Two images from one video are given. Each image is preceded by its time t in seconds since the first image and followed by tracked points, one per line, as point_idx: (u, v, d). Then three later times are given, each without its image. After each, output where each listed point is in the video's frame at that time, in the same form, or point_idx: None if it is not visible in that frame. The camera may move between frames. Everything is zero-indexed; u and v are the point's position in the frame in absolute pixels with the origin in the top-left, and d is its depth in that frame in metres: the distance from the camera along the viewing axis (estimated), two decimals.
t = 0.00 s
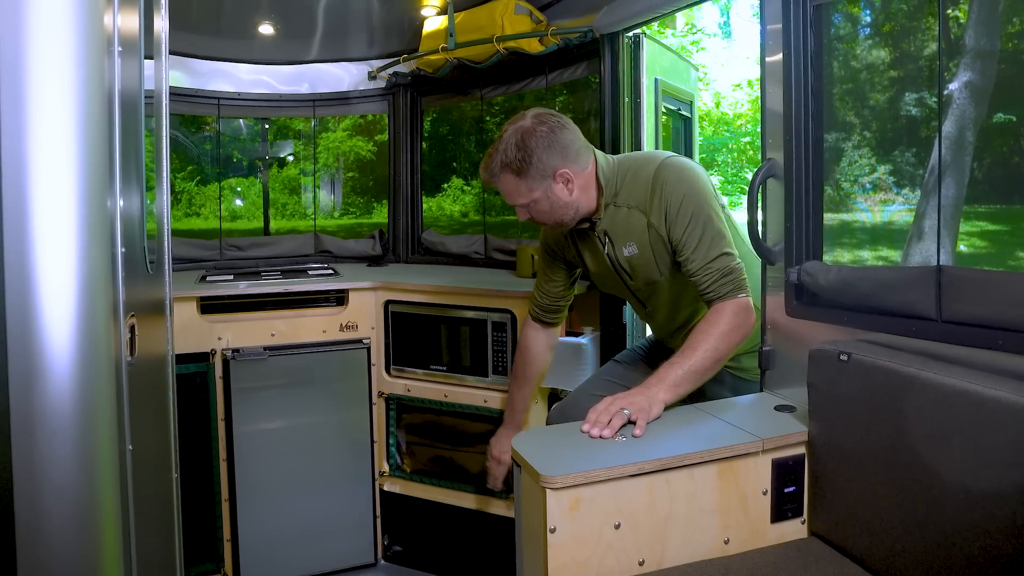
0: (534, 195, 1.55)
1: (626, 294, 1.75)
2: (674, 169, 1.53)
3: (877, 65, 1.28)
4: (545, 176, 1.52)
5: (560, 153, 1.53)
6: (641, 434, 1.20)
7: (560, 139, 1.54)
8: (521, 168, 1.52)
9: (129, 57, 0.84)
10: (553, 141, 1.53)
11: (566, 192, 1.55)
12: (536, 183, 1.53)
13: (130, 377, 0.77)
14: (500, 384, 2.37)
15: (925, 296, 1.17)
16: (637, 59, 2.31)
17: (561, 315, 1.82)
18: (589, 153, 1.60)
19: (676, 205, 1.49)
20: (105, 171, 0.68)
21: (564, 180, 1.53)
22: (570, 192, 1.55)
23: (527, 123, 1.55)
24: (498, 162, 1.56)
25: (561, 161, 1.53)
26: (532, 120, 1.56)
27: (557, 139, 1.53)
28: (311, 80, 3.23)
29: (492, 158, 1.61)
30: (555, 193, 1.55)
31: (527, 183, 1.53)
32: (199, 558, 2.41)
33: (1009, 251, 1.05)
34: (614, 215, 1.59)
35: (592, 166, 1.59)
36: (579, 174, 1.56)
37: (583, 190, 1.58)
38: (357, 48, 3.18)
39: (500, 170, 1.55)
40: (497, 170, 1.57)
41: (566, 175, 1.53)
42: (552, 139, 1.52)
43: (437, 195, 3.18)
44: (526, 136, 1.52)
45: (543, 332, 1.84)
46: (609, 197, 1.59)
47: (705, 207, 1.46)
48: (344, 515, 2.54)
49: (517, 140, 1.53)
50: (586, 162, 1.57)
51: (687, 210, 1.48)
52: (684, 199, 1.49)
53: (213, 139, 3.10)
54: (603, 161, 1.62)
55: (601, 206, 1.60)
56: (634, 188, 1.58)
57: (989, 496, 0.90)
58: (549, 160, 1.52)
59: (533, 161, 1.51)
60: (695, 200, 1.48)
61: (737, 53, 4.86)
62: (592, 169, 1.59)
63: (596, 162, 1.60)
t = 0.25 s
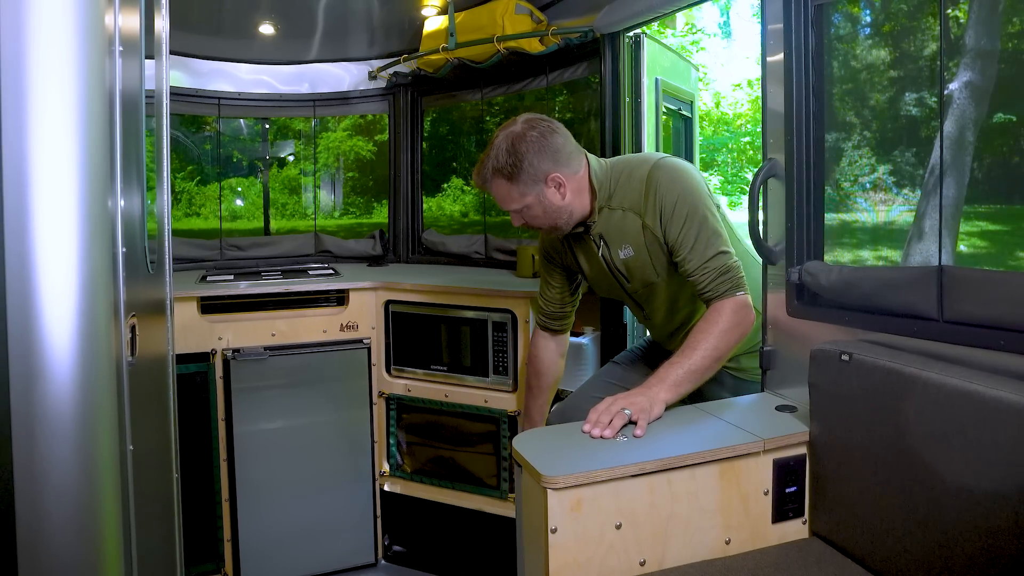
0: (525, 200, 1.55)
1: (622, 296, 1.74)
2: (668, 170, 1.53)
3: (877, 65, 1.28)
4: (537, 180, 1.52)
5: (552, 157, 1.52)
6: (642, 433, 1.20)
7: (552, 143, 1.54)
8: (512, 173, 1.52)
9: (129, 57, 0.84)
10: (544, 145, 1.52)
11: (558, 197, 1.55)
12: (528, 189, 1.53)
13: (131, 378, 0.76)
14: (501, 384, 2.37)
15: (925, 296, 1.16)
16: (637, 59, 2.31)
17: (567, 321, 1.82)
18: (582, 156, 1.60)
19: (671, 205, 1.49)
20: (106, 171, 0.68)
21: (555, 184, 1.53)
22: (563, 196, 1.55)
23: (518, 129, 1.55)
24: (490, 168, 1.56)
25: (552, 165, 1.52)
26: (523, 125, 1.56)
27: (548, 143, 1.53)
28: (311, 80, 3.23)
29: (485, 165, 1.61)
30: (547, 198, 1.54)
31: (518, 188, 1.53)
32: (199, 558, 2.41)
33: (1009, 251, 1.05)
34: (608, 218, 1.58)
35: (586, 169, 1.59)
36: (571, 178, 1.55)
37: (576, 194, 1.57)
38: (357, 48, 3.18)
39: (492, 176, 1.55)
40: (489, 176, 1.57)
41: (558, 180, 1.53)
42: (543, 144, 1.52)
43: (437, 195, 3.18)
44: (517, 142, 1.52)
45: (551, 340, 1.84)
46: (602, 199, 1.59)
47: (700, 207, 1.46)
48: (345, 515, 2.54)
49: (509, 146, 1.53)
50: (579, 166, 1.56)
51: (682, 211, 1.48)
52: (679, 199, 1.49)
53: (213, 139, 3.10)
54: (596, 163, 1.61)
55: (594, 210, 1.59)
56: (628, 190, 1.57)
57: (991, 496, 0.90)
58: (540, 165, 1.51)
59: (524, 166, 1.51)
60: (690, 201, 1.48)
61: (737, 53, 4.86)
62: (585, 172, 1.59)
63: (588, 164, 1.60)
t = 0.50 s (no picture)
0: (523, 204, 1.55)
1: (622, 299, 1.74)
2: (664, 171, 1.53)
3: (877, 65, 1.28)
4: (535, 184, 1.52)
5: (549, 161, 1.52)
6: (642, 433, 1.20)
7: (549, 146, 1.53)
8: (510, 177, 1.51)
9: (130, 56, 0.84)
10: (542, 149, 1.52)
11: (556, 200, 1.55)
12: (526, 192, 1.53)
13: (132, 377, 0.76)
14: (501, 384, 2.37)
15: (925, 296, 1.16)
16: (637, 59, 2.31)
17: (562, 329, 1.82)
18: (578, 159, 1.60)
19: (668, 207, 1.49)
20: (106, 171, 0.68)
21: (553, 187, 1.53)
22: (561, 199, 1.55)
23: (514, 132, 1.54)
24: (487, 171, 1.56)
25: (549, 168, 1.52)
26: (519, 129, 1.55)
27: (545, 146, 1.52)
28: (311, 80, 3.23)
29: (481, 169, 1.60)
30: (545, 201, 1.54)
31: (516, 192, 1.53)
32: (199, 558, 2.41)
33: (1009, 250, 1.05)
34: (605, 221, 1.58)
35: (582, 172, 1.59)
36: (569, 181, 1.56)
37: (573, 198, 1.57)
38: (357, 47, 3.18)
39: (490, 180, 1.55)
40: (486, 179, 1.56)
41: (555, 183, 1.53)
42: (540, 147, 1.52)
43: (437, 195, 3.18)
44: (514, 145, 1.52)
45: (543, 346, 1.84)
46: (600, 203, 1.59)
47: (697, 208, 1.47)
48: (345, 515, 2.54)
49: (506, 149, 1.52)
50: (575, 169, 1.56)
51: (679, 211, 1.48)
52: (676, 200, 1.49)
53: (213, 139, 3.10)
54: (592, 167, 1.61)
55: (592, 213, 1.59)
56: (625, 193, 1.57)
57: (991, 496, 0.90)
58: (538, 168, 1.51)
59: (522, 170, 1.50)
60: (687, 202, 1.48)
61: (737, 53, 4.85)
62: (582, 175, 1.59)
63: (584, 168, 1.60)
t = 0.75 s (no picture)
0: (524, 194, 1.56)
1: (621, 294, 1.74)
2: (666, 169, 1.53)
3: (877, 65, 1.28)
4: (536, 175, 1.53)
5: (551, 153, 1.53)
6: (641, 433, 1.20)
7: (552, 139, 1.54)
8: (511, 167, 1.53)
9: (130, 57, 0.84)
10: (543, 140, 1.53)
11: (557, 192, 1.55)
12: (527, 182, 1.54)
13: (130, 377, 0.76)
14: (501, 384, 2.36)
15: (926, 296, 1.16)
16: (637, 59, 2.31)
17: (569, 319, 1.82)
18: (581, 153, 1.60)
19: (668, 204, 1.49)
20: (106, 171, 0.68)
21: (554, 179, 1.54)
22: (562, 191, 1.55)
23: (519, 124, 1.56)
24: (490, 161, 1.57)
25: (551, 160, 1.53)
26: (524, 121, 1.57)
27: (548, 138, 1.53)
28: (311, 80, 3.23)
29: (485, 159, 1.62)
30: (546, 193, 1.55)
31: (517, 182, 1.54)
32: (199, 558, 2.41)
33: (1009, 250, 1.04)
34: (606, 216, 1.58)
35: (585, 167, 1.59)
36: (570, 174, 1.56)
37: (574, 191, 1.57)
38: (357, 47, 3.18)
39: (492, 169, 1.56)
40: (489, 169, 1.58)
41: (557, 175, 1.54)
42: (543, 139, 1.53)
43: (437, 195, 3.18)
44: (516, 136, 1.53)
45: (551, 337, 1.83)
46: (601, 197, 1.59)
47: (698, 206, 1.46)
48: (345, 515, 2.54)
49: (509, 139, 1.54)
50: (578, 162, 1.57)
51: (679, 209, 1.48)
52: (677, 197, 1.49)
53: (213, 139, 3.10)
54: (594, 162, 1.61)
55: (593, 208, 1.59)
56: (627, 189, 1.57)
57: (991, 496, 0.90)
58: (539, 159, 1.52)
59: (523, 159, 1.52)
60: (688, 200, 1.48)
61: (737, 54, 4.85)
62: (584, 169, 1.59)
63: (587, 162, 1.60)
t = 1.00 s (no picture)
0: (531, 180, 1.57)
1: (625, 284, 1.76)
2: (671, 161, 1.53)
3: (877, 65, 1.28)
4: (544, 160, 1.54)
5: (559, 139, 1.55)
6: (641, 433, 1.20)
7: (560, 125, 1.56)
8: (519, 151, 1.54)
9: (130, 56, 0.84)
10: (551, 126, 1.55)
11: (564, 179, 1.57)
12: (534, 168, 1.55)
13: (130, 378, 0.74)
14: (502, 384, 2.36)
15: (925, 296, 1.16)
16: (637, 59, 2.30)
17: (577, 313, 1.81)
18: (590, 143, 1.62)
19: (672, 195, 1.49)
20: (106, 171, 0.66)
21: (562, 166, 1.55)
22: (569, 178, 1.57)
23: (528, 109, 1.57)
24: (498, 147, 1.59)
25: (559, 146, 1.55)
26: (533, 107, 1.58)
27: (557, 124, 1.55)
28: (311, 80, 3.23)
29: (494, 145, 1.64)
30: (553, 179, 1.56)
31: (525, 167, 1.56)
32: (199, 558, 2.41)
33: (1008, 250, 1.04)
34: (612, 206, 1.60)
35: (592, 156, 1.61)
36: (577, 162, 1.58)
37: (581, 179, 1.59)
38: (357, 47, 3.18)
39: (500, 154, 1.57)
40: (497, 154, 1.59)
41: (564, 161, 1.55)
42: (551, 125, 1.54)
43: (436, 195, 3.18)
44: (525, 121, 1.55)
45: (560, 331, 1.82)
46: (608, 187, 1.60)
47: (701, 199, 1.46)
48: (344, 515, 2.54)
49: (518, 124, 1.55)
50: (585, 150, 1.58)
51: (682, 201, 1.48)
52: (680, 189, 1.49)
53: (213, 139, 3.10)
54: (603, 151, 1.62)
55: (599, 197, 1.61)
56: (633, 179, 1.58)
57: (990, 496, 0.90)
58: (548, 144, 1.53)
59: (530, 145, 1.53)
60: (692, 191, 1.48)
61: (737, 53, 4.85)
62: (591, 158, 1.61)
63: (595, 152, 1.61)
